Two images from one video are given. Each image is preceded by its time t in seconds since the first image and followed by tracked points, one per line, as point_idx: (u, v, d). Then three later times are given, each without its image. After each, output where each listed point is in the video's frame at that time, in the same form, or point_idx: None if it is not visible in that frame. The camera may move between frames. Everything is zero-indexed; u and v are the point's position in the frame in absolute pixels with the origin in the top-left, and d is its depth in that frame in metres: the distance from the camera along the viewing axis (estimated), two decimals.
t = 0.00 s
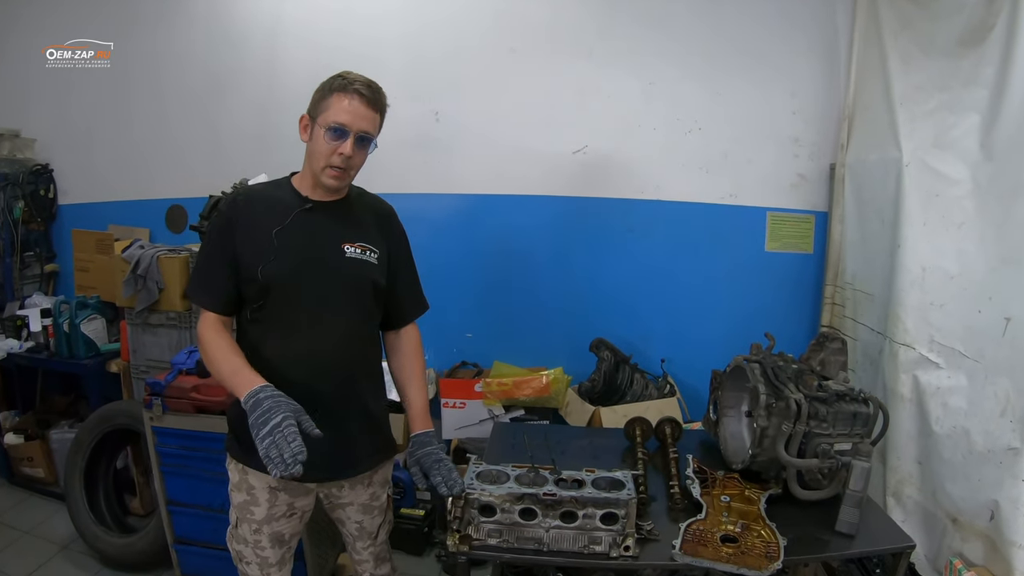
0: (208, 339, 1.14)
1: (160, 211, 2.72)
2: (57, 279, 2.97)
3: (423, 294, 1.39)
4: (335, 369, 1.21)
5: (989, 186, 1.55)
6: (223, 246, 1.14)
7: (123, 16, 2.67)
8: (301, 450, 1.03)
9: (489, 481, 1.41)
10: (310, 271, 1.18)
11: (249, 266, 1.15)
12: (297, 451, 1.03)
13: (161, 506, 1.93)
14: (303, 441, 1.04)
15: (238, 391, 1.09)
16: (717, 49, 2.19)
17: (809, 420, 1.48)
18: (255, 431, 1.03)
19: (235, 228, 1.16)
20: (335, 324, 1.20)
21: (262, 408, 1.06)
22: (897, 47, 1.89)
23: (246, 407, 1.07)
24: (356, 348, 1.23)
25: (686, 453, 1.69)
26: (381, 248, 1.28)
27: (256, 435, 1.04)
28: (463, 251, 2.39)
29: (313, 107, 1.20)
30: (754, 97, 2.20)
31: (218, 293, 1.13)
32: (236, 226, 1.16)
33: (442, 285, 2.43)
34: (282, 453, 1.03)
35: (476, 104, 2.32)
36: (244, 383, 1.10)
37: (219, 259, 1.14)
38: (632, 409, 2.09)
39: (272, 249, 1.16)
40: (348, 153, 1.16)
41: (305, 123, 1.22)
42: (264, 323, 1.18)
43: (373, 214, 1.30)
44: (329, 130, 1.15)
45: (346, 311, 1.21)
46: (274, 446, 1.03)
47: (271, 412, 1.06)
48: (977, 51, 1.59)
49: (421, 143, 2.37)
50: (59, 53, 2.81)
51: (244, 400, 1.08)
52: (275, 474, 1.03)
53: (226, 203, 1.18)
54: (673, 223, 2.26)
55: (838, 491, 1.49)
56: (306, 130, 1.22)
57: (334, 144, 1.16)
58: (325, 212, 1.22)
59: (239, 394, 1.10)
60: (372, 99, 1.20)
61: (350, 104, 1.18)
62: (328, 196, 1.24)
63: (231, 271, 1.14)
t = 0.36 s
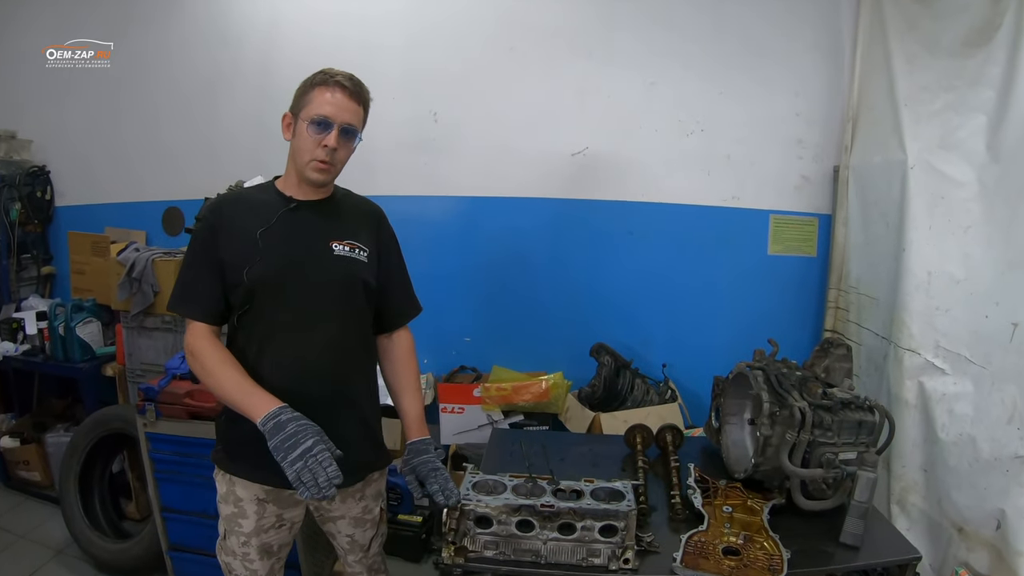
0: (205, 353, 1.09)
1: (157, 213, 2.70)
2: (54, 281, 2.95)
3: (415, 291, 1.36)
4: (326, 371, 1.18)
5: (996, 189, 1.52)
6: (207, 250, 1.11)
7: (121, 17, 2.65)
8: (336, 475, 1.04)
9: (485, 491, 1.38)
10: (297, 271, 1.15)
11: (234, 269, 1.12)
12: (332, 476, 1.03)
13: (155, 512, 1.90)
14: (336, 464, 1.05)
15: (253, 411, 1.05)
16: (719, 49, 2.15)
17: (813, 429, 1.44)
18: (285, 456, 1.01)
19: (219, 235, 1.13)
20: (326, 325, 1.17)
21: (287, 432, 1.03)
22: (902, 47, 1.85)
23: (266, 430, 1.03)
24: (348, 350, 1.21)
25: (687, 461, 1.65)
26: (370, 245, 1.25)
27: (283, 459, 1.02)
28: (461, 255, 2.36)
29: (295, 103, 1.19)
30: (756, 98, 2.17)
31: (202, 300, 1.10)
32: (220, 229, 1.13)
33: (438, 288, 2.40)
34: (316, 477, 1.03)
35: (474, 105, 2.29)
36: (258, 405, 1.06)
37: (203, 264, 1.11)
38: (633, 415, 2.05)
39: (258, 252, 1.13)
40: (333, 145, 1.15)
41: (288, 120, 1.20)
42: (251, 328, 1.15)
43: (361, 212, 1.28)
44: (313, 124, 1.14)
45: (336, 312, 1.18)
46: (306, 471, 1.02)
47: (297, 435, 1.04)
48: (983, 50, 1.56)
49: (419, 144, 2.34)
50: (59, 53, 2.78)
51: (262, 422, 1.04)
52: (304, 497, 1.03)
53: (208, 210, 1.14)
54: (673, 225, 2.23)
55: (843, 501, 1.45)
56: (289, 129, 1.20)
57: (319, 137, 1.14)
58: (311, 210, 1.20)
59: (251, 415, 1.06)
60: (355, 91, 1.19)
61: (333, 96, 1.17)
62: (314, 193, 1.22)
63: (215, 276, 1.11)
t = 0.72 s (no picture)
0: (176, 372, 1.05)
1: (158, 216, 2.70)
2: (55, 285, 2.95)
3: (400, 291, 1.30)
4: (304, 381, 1.13)
5: (1004, 193, 1.52)
6: (174, 263, 1.08)
7: (123, 22, 2.65)
8: (316, 499, 1.01)
9: (486, 500, 1.36)
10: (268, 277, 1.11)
11: (202, 280, 1.08)
12: (312, 499, 1.00)
13: (154, 518, 1.88)
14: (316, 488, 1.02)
15: (228, 431, 1.01)
16: (723, 52, 2.14)
17: (820, 436, 1.42)
18: (262, 479, 0.97)
19: (187, 247, 1.09)
20: (301, 331, 1.12)
21: (264, 455, 1.00)
22: (907, 50, 1.83)
23: (242, 452, 0.99)
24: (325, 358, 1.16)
25: (693, 468, 1.62)
26: (347, 244, 1.20)
27: (260, 482, 0.98)
28: (462, 260, 2.35)
29: (257, 105, 1.17)
30: (760, 101, 2.15)
31: (173, 316, 1.07)
32: (187, 239, 1.09)
33: (439, 292, 2.38)
34: (294, 501, 0.99)
35: (476, 108, 2.28)
36: (233, 426, 1.02)
37: (170, 279, 1.07)
38: (637, 422, 2.03)
39: (226, 262, 1.09)
40: (299, 140, 1.12)
41: (250, 123, 1.18)
42: (223, 340, 1.11)
43: (336, 211, 1.22)
44: (276, 121, 1.12)
45: (311, 316, 1.13)
46: (284, 495, 0.99)
47: (275, 457, 1.00)
48: (991, 54, 1.54)
49: (422, 147, 2.33)
50: (59, 53, 2.78)
51: (237, 444, 1.01)
52: (281, 521, 0.99)
53: (173, 224, 1.10)
54: (675, 230, 2.21)
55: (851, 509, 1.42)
56: (253, 132, 1.18)
57: (283, 134, 1.12)
58: (281, 214, 1.16)
59: (226, 436, 1.02)
60: (317, 86, 1.18)
61: (295, 92, 1.15)
62: (285, 195, 1.18)
63: (184, 288, 1.08)
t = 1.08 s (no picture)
0: (148, 388, 1.06)
1: (166, 221, 2.70)
2: (62, 289, 2.96)
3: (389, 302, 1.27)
4: (285, 399, 1.11)
5: (1015, 199, 1.52)
6: (158, 286, 1.08)
7: (129, 29, 2.66)
8: (277, 497, 0.95)
9: (497, 507, 1.35)
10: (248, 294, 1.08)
11: (183, 300, 1.07)
12: (273, 498, 0.95)
13: (160, 524, 1.88)
14: (278, 486, 0.97)
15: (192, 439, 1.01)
16: (731, 57, 2.13)
17: (832, 443, 1.40)
18: (223, 482, 0.95)
19: (169, 270, 1.08)
20: (284, 349, 1.10)
21: (226, 455, 0.97)
22: (917, 55, 1.82)
23: (206, 456, 0.98)
24: (308, 375, 1.13)
25: (703, 475, 1.61)
26: (331, 256, 1.17)
27: (223, 486, 0.95)
28: (470, 268, 2.35)
29: (222, 122, 1.15)
30: (769, 107, 2.14)
31: (153, 342, 1.07)
32: (169, 259, 1.09)
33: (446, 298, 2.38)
34: (256, 502, 0.95)
35: (484, 114, 2.28)
36: (199, 434, 1.01)
37: (154, 302, 1.08)
38: (646, 428, 2.00)
39: (206, 282, 1.07)
40: (267, 154, 1.10)
41: (219, 141, 1.17)
42: (206, 359, 1.10)
43: (319, 223, 1.19)
44: (242, 136, 1.10)
45: (293, 333, 1.10)
46: (246, 496, 0.95)
47: (237, 458, 0.98)
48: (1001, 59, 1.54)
49: (429, 153, 2.33)
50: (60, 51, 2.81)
51: (201, 450, 0.99)
52: (245, 526, 0.94)
53: (156, 249, 1.10)
54: (682, 237, 2.20)
55: (863, 516, 1.41)
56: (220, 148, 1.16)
57: (250, 148, 1.10)
58: (260, 229, 1.13)
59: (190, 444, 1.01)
60: (282, 96, 1.16)
61: (260, 104, 1.13)
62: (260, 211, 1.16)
63: (166, 310, 1.07)
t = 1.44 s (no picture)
0: (146, 400, 1.08)
1: (180, 226, 2.73)
2: (77, 293, 2.99)
3: (392, 309, 1.24)
4: (281, 411, 1.10)
5: None
6: (158, 300, 1.10)
7: (147, 38, 2.71)
8: (277, 505, 0.97)
9: (513, 514, 1.35)
10: (246, 306, 1.08)
11: (182, 313, 1.08)
12: (273, 505, 0.97)
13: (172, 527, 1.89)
14: (277, 495, 0.99)
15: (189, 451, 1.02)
16: (744, 64, 2.13)
17: (847, 452, 1.39)
18: (222, 491, 0.96)
19: (169, 282, 1.10)
20: (280, 361, 1.09)
21: (222, 466, 0.99)
22: (931, 61, 1.81)
23: (202, 468, 0.99)
24: (305, 387, 1.12)
25: (718, 484, 1.60)
26: (331, 266, 1.15)
27: (222, 496, 0.96)
28: (486, 278, 2.35)
29: (219, 127, 1.15)
30: (782, 114, 2.13)
31: (152, 356, 1.09)
32: (168, 272, 1.10)
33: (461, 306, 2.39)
34: (257, 510, 0.96)
35: (497, 120, 2.29)
36: (194, 445, 1.02)
37: (153, 315, 1.09)
38: (661, 436, 2.00)
39: (204, 295, 1.08)
40: (265, 157, 1.10)
41: (216, 146, 1.16)
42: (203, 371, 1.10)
43: (319, 230, 1.18)
44: (240, 139, 1.10)
45: (289, 344, 1.09)
46: (245, 505, 0.96)
47: (233, 468, 0.99)
48: (1015, 65, 1.52)
49: (443, 159, 2.34)
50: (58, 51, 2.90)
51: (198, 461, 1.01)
52: (247, 535, 0.96)
53: (156, 262, 1.11)
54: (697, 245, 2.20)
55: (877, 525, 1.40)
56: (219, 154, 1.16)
57: (249, 152, 1.10)
58: (258, 240, 1.13)
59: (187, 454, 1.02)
60: (279, 98, 1.15)
61: (258, 108, 1.13)
62: (259, 217, 1.15)
63: (166, 323, 1.09)
